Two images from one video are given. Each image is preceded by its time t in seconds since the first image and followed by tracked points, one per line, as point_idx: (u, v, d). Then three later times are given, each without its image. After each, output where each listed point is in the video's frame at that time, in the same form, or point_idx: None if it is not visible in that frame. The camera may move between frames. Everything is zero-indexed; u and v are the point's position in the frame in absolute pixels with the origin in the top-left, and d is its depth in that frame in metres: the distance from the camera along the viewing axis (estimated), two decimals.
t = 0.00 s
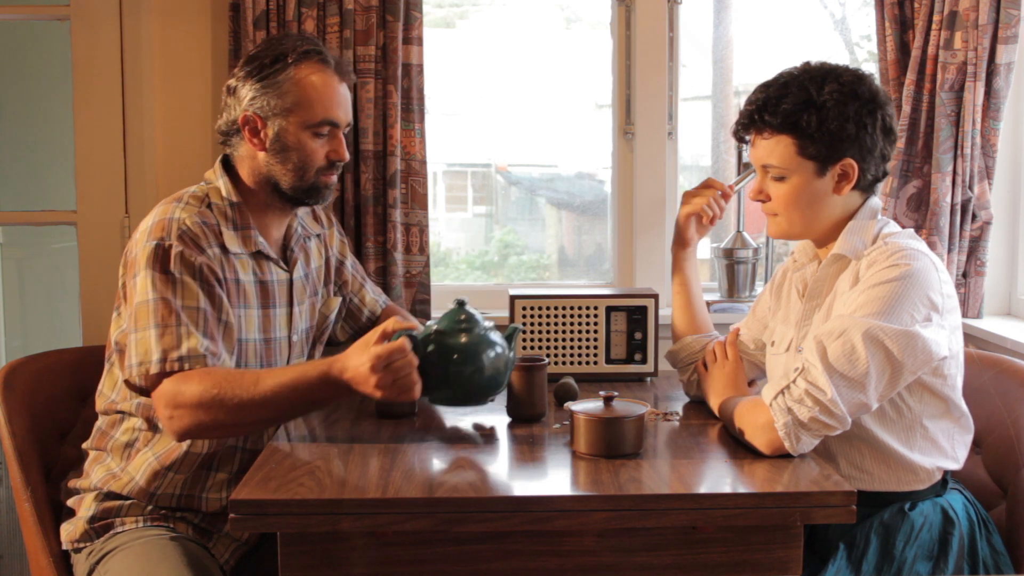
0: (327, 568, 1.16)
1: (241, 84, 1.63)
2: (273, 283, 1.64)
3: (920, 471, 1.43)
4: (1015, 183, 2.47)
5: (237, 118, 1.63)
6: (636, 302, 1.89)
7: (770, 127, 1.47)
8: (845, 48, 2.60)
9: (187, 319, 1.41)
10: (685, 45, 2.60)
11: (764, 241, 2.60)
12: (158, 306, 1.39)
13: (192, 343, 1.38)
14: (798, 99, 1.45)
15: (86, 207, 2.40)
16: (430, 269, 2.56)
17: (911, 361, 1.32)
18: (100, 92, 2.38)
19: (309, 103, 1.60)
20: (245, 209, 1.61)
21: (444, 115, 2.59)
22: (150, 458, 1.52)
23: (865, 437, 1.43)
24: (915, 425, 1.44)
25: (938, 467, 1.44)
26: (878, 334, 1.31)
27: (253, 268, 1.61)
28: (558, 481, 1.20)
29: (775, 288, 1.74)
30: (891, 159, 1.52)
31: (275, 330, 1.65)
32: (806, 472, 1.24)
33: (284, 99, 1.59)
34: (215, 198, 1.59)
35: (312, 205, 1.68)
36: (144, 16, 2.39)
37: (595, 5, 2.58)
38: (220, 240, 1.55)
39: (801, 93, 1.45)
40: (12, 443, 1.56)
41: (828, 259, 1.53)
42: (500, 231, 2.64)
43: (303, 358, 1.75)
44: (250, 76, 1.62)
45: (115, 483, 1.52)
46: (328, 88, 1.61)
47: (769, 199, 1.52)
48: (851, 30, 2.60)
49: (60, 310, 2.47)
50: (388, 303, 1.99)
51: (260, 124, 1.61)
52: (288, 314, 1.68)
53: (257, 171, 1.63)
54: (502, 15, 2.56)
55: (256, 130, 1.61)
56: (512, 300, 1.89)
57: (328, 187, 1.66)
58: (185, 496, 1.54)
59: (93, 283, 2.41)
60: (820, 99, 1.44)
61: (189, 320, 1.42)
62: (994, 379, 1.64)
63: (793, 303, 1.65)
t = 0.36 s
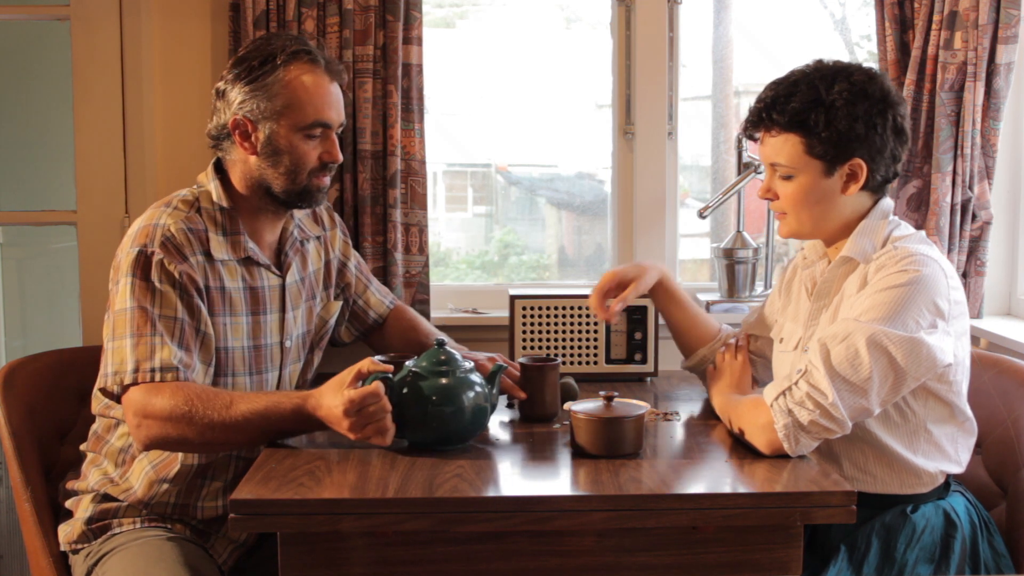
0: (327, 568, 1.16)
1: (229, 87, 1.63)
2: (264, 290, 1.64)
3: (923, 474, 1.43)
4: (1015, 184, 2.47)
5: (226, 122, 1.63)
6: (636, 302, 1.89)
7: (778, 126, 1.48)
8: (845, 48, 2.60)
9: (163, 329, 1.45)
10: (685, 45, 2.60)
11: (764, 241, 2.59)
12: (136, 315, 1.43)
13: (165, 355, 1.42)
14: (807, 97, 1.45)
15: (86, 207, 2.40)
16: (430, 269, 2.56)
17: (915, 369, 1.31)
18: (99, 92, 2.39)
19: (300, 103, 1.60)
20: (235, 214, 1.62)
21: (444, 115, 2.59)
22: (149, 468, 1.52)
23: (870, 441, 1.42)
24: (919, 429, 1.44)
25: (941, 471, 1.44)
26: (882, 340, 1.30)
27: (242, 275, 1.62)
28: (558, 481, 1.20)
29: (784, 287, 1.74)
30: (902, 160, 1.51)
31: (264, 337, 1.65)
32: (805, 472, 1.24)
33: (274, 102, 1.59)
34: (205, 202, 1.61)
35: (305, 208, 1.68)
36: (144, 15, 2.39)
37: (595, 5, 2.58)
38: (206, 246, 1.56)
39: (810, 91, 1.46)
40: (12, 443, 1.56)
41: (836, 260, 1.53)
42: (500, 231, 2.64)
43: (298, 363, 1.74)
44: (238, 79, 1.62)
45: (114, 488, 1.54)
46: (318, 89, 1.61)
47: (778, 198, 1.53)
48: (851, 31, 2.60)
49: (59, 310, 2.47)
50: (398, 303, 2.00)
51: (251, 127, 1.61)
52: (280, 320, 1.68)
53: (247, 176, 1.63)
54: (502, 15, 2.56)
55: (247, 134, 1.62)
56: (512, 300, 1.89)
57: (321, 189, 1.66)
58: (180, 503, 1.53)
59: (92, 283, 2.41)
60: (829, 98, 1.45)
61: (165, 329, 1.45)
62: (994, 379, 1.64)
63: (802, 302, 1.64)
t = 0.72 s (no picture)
0: (327, 568, 1.16)
1: (238, 91, 1.63)
2: (269, 292, 1.64)
3: (925, 477, 1.43)
4: (1015, 184, 2.47)
5: (235, 125, 1.63)
6: (636, 302, 1.90)
7: (790, 122, 1.49)
8: (845, 48, 2.60)
9: (178, 322, 1.45)
10: (685, 45, 2.60)
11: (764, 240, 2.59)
12: (151, 310, 1.43)
13: (183, 347, 1.41)
14: (818, 96, 1.46)
15: (86, 207, 2.41)
16: (430, 268, 2.56)
17: (920, 374, 1.31)
18: (100, 92, 2.39)
19: (312, 107, 1.60)
20: (243, 215, 1.62)
21: (444, 114, 2.59)
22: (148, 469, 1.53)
23: (873, 443, 1.42)
24: (923, 432, 1.44)
25: (944, 474, 1.45)
26: (887, 344, 1.30)
27: (250, 275, 1.61)
28: (558, 481, 1.20)
29: (788, 288, 1.74)
30: (914, 162, 1.51)
31: (270, 339, 1.65)
32: (805, 472, 1.24)
33: (286, 105, 1.59)
34: (214, 202, 1.61)
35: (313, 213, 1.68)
36: (144, 14, 2.39)
37: (595, 5, 2.58)
38: (214, 245, 1.57)
39: (822, 89, 1.47)
40: (12, 443, 1.56)
41: (844, 261, 1.54)
42: (500, 231, 2.64)
43: (302, 365, 1.74)
44: (248, 82, 1.62)
45: (113, 488, 1.53)
46: (329, 93, 1.61)
47: (788, 194, 1.54)
48: (851, 30, 2.60)
49: (59, 310, 2.47)
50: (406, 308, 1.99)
51: (260, 130, 1.61)
52: (286, 323, 1.68)
53: (257, 179, 1.63)
54: (502, 15, 2.56)
55: (257, 137, 1.61)
56: (512, 300, 1.89)
57: (329, 195, 1.67)
58: (181, 507, 1.53)
59: (92, 282, 2.41)
60: (841, 96, 1.45)
61: (181, 322, 1.45)
62: (994, 380, 1.64)
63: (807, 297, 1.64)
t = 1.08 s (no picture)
0: (327, 568, 1.16)
1: (244, 89, 1.63)
2: (275, 291, 1.64)
3: (925, 477, 1.43)
4: (1015, 184, 2.47)
5: (240, 123, 1.63)
6: (636, 302, 1.90)
7: (789, 116, 1.51)
8: (845, 48, 2.60)
9: (195, 318, 1.45)
10: (685, 45, 2.59)
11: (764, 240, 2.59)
12: (168, 308, 1.43)
13: (202, 344, 1.41)
14: (817, 91, 1.47)
15: (86, 207, 2.40)
16: (430, 268, 2.56)
17: (920, 375, 1.31)
18: (101, 92, 2.39)
19: (316, 106, 1.60)
20: (249, 214, 1.62)
21: (444, 115, 2.59)
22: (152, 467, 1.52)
23: (874, 444, 1.43)
24: (923, 432, 1.44)
25: (943, 474, 1.45)
26: (888, 345, 1.30)
27: (256, 275, 1.61)
28: (557, 481, 1.20)
29: (789, 288, 1.74)
30: (915, 160, 1.51)
31: (276, 338, 1.65)
32: (805, 473, 1.24)
33: (290, 105, 1.59)
34: (219, 201, 1.61)
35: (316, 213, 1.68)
36: (144, 13, 2.39)
37: (595, 5, 2.58)
38: (222, 243, 1.57)
39: (822, 84, 1.48)
40: (12, 443, 1.56)
41: (844, 262, 1.53)
42: (500, 231, 2.64)
43: (305, 365, 1.75)
44: (254, 81, 1.62)
45: (116, 485, 1.53)
46: (334, 93, 1.61)
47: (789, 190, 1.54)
48: (851, 30, 2.60)
49: (59, 310, 2.47)
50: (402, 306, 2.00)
51: (264, 129, 1.61)
52: (291, 322, 1.68)
53: (260, 178, 1.63)
54: (502, 15, 2.56)
55: (261, 136, 1.62)
56: (512, 299, 1.89)
57: (332, 195, 1.67)
58: (185, 507, 1.54)
59: (93, 282, 2.41)
60: (840, 91, 1.46)
61: (197, 319, 1.45)
62: (994, 379, 1.64)
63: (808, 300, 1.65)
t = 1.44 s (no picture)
0: (327, 568, 1.16)
1: (226, 86, 1.63)
2: (262, 287, 1.63)
3: (925, 476, 1.43)
4: (1015, 184, 2.47)
5: (223, 120, 1.63)
6: (636, 302, 1.90)
7: (790, 111, 1.52)
8: (845, 48, 2.60)
9: (178, 317, 1.44)
10: (685, 45, 2.60)
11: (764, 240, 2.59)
12: (151, 307, 1.42)
13: (185, 343, 1.41)
14: (817, 88, 1.48)
15: (86, 207, 2.40)
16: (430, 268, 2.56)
17: (919, 372, 1.31)
18: (100, 92, 2.38)
19: (299, 101, 1.60)
20: (232, 212, 1.61)
21: (444, 115, 2.59)
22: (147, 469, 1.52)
23: (873, 443, 1.43)
24: (922, 431, 1.44)
25: (943, 474, 1.45)
26: (885, 343, 1.30)
27: (241, 271, 1.60)
28: (557, 481, 1.20)
29: (788, 286, 1.73)
30: (913, 161, 1.52)
31: (264, 334, 1.64)
32: (804, 472, 1.24)
33: (273, 100, 1.59)
34: (202, 200, 1.59)
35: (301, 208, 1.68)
36: (144, 13, 2.39)
37: (595, 5, 2.58)
38: (205, 241, 1.56)
39: (823, 80, 1.49)
40: (12, 443, 1.56)
41: (842, 260, 1.54)
42: (500, 231, 2.64)
43: (297, 360, 1.74)
44: (236, 77, 1.62)
45: (111, 487, 1.53)
46: (316, 88, 1.61)
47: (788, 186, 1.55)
48: (851, 30, 2.59)
49: (59, 309, 2.47)
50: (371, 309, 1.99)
51: (248, 125, 1.61)
52: (279, 318, 1.67)
53: (245, 175, 1.63)
54: (502, 15, 2.56)
55: (244, 132, 1.61)
56: (512, 299, 1.89)
57: (317, 189, 1.66)
58: (180, 505, 1.53)
59: (92, 282, 2.41)
60: (841, 88, 1.47)
61: (181, 318, 1.44)
62: (994, 379, 1.64)
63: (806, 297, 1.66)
